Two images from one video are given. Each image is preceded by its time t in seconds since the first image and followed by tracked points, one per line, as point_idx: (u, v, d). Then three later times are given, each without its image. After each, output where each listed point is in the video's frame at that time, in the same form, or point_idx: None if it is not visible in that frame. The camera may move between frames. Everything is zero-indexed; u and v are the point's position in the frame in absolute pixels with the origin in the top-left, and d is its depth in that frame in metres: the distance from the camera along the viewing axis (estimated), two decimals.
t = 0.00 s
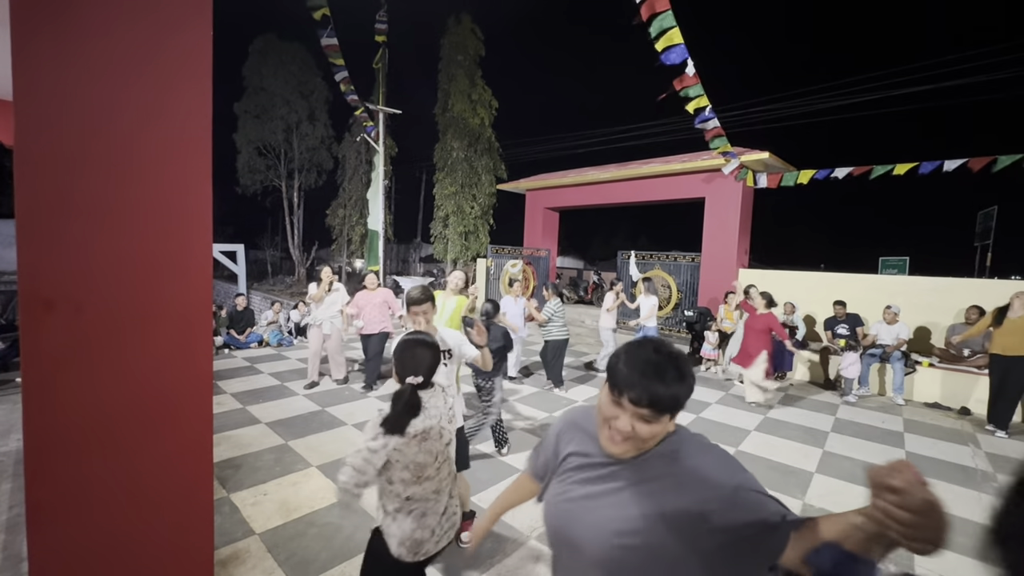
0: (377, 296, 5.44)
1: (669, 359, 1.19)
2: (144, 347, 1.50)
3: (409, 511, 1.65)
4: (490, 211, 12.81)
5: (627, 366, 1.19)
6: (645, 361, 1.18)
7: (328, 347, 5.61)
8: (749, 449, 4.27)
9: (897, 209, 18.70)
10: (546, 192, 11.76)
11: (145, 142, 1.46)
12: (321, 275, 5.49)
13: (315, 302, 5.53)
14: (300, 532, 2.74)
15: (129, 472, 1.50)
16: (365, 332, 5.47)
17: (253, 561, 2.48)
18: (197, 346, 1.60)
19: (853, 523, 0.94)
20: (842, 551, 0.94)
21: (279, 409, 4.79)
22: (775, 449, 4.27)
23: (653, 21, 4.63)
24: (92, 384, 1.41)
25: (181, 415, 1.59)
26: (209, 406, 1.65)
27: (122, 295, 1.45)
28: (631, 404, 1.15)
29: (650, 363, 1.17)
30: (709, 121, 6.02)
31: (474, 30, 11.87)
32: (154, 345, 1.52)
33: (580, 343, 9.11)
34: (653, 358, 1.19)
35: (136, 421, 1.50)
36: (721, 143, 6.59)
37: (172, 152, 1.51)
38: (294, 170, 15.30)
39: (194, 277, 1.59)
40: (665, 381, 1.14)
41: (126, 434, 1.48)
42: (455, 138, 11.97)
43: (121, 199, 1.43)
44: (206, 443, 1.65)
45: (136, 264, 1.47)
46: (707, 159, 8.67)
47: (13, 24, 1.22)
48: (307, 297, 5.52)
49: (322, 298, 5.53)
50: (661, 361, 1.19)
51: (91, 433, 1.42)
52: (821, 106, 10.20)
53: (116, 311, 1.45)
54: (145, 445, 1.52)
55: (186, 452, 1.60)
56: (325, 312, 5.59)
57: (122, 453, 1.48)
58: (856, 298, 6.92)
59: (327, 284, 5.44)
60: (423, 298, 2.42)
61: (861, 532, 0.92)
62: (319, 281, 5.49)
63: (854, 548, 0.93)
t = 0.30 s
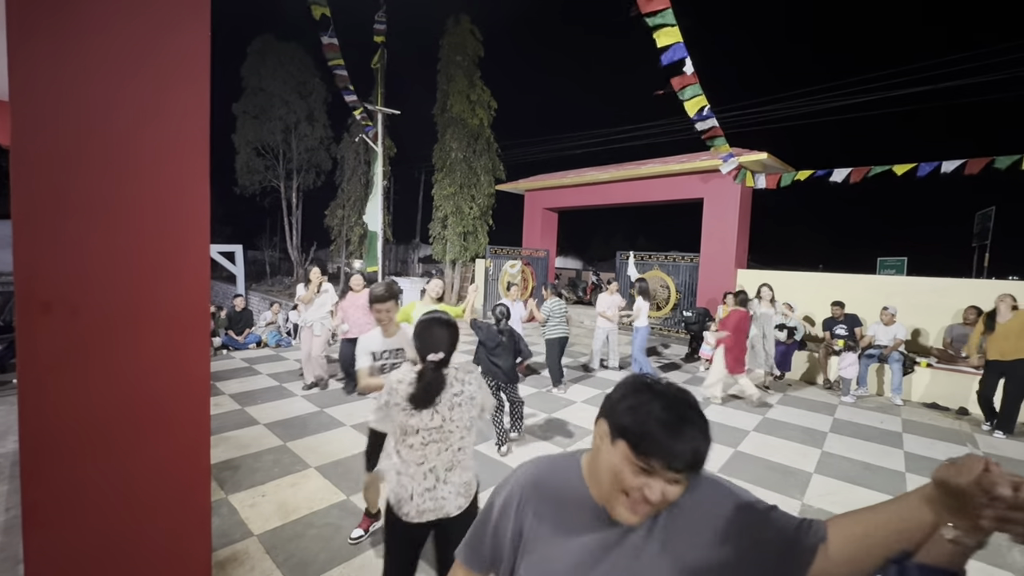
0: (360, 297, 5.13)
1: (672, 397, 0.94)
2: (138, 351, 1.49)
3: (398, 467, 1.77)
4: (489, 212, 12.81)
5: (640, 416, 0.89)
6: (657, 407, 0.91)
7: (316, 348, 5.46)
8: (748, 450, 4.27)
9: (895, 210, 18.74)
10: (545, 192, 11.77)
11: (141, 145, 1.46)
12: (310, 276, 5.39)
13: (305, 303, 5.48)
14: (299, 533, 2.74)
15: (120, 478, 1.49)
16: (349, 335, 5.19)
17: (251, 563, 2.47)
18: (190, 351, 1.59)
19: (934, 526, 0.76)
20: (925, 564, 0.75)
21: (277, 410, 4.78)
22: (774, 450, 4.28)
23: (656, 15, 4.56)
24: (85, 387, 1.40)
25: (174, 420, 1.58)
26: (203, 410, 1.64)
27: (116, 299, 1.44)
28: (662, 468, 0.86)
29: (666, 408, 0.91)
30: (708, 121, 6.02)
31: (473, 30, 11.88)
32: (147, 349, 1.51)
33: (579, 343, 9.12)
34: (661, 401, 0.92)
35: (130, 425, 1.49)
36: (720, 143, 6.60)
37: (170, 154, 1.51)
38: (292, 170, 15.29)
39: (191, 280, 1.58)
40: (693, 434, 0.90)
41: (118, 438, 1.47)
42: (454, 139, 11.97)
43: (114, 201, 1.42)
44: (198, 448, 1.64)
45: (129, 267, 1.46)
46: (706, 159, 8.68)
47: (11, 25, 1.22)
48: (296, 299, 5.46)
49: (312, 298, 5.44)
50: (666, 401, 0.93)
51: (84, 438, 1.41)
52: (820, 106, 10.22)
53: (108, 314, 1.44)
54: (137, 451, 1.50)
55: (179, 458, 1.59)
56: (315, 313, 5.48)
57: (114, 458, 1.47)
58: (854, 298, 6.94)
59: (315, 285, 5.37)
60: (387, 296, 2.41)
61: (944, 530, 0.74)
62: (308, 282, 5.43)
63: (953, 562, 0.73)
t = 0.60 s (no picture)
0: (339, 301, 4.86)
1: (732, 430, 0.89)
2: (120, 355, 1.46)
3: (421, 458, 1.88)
4: (487, 212, 12.80)
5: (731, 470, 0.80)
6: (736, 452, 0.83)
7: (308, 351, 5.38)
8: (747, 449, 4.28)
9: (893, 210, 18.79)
10: (544, 192, 11.77)
11: (121, 145, 1.43)
12: (304, 276, 5.34)
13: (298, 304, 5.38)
14: (297, 534, 2.73)
15: (102, 484, 1.46)
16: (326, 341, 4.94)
17: (248, 564, 2.46)
18: (176, 355, 1.56)
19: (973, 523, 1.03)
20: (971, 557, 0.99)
21: (275, 411, 4.77)
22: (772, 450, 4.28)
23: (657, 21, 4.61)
24: (66, 392, 1.38)
25: (159, 426, 1.55)
26: (188, 416, 1.60)
27: (98, 302, 1.42)
28: (787, 533, 0.80)
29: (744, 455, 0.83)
30: (707, 122, 6.03)
31: (472, 31, 11.88)
32: (129, 353, 1.48)
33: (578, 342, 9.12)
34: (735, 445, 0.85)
35: (112, 430, 1.46)
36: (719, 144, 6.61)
37: (166, 154, 1.50)
38: (290, 170, 15.29)
39: (186, 282, 1.58)
40: (789, 478, 0.85)
41: (101, 444, 1.44)
42: (452, 139, 11.96)
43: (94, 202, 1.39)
44: (184, 454, 1.61)
45: (111, 270, 1.43)
46: (704, 160, 8.69)
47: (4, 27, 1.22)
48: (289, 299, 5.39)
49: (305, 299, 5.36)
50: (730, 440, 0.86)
51: (65, 444, 1.38)
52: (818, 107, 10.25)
53: (90, 317, 1.41)
54: (120, 456, 1.47)
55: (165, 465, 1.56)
56: (306, 314, 5.35)
57: (97, 466, 1.44)
58: (852, 298, 6.95)
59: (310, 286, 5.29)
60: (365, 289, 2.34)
61: (987, 520, 1.02)
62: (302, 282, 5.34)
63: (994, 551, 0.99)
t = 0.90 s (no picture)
0: (318, 307, 4.60)
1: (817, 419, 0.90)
2: (95, 355, 1.42)
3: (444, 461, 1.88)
4: (485, 212, 12.79)
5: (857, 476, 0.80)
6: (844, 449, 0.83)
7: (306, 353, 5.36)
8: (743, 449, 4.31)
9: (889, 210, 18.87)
10: (542, 193, 11.77)
11: (96, 138, 1.39)
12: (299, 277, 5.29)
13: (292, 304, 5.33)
14: (294, 536, 2.72)
15: (77, 488, 1.42)
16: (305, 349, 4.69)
17: (246, 566, 2.45)
18: (155, 355, 1.52)
19: None
20: None
21: (272, 412, 4.76)
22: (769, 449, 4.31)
23: (645, 24, 4.67)
24: (37, 393, 1.33)
25: (138, 426, 1.51)
26: (167, 417, 1.56)
27: (71, 300, 1.37)
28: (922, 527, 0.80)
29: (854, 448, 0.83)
30: (703, 123, 6.05)
31: (469, 31, 11.87)
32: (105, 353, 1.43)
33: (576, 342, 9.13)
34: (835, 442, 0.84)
35: (86, 433, 1.42)
36: (715, 145, 6.63)
37: (167, 151, 1.51)
38: (288, 170, 15.26)
39: (186, 281, 1.59)
40: (901, 455, 0.84)
41: (76, 446, 1.40)
42: (450, 139, 11.96)
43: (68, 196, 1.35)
44: (164, 456, 1.57)
45: (83, 267, 1.38)
46: (701, 160, 8.70)
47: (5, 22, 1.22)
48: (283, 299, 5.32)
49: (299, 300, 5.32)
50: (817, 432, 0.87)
51: (36, 447, 1.34)
52: (815, 108, 10.28)
53: (64, 316, 1.36)
54: (95, 459, 1.43)
55: (143, 468, 1.52)
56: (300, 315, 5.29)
57: (71, 469, 1.40)
58: (849, 298, 6.97)
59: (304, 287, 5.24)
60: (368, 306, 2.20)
61: None
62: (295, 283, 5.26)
63: None
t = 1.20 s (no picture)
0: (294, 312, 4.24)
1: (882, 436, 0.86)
2: (73, 361, 1.37)
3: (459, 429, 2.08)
4: (482, 213, 12.78)
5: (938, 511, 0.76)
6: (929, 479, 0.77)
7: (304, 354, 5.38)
8: (741, 449, 4.32)
9: (884, 210, 18.97)
10: (539, 193, 11.77)
11: (73, 135, 1.34)
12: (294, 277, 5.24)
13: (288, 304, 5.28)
14: (291, 538, 2.71)
15: (57, 497, 1.37)
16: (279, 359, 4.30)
17: (242, 568, 2.44)
18: (134, 358, 1.48)
19: None
20: None
21: (268, 413, 4.74)
22: (766, 449, 4.32)
23: (646, 21, 4.64)
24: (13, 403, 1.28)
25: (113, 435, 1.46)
26: (148, 421, 1.53)
27: (46, 303, 1.32)
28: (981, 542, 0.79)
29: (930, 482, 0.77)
30: (700, 124, 6.07)
31: (466, 31, 11.86)
32: (83, 358, 1.39)
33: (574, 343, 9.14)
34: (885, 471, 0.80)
35: (63, 441, 1.37)
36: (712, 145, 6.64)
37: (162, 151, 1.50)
38: (284, 171, 15.21)
39: (180, 283, 1.58)
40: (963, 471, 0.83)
41: (55, 455, 1.36)
42: (447, 140, 11.94)
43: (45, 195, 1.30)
44: (144, 463, 1.53)
45: (60, 269, 1.34)
46: (698, 160, 8.72)
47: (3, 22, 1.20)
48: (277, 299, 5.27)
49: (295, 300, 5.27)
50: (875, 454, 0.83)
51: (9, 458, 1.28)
52: (810, 108, 10.33)
53: (40, 320, 1.31)
54: (72, 468, 1.39)
55: (121, 475, 1.48)
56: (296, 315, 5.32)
57: (49, 477, 1.35)
58: (845, 298, 7.00)
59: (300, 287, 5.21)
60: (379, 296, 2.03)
61: None
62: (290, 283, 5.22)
63: None
